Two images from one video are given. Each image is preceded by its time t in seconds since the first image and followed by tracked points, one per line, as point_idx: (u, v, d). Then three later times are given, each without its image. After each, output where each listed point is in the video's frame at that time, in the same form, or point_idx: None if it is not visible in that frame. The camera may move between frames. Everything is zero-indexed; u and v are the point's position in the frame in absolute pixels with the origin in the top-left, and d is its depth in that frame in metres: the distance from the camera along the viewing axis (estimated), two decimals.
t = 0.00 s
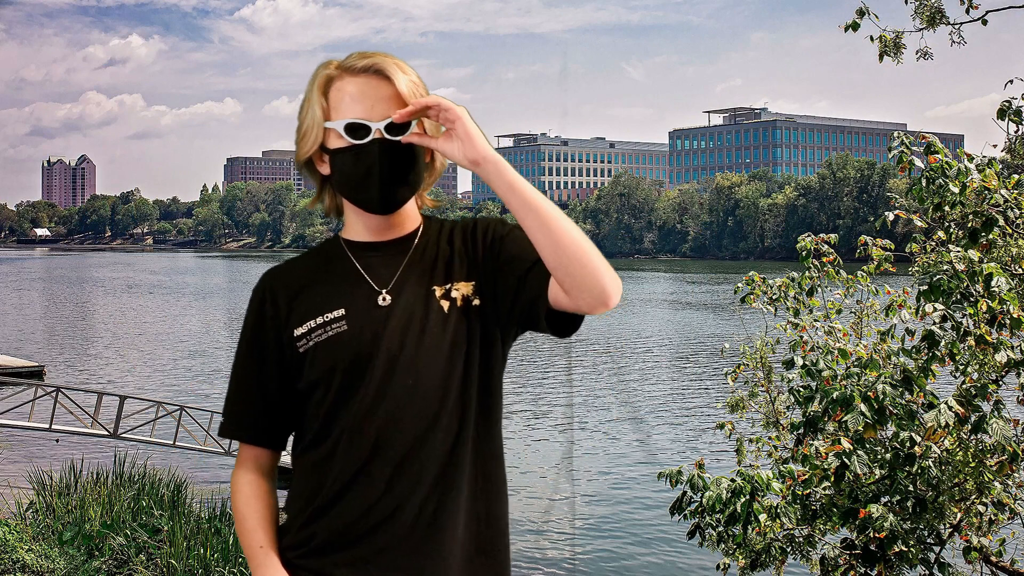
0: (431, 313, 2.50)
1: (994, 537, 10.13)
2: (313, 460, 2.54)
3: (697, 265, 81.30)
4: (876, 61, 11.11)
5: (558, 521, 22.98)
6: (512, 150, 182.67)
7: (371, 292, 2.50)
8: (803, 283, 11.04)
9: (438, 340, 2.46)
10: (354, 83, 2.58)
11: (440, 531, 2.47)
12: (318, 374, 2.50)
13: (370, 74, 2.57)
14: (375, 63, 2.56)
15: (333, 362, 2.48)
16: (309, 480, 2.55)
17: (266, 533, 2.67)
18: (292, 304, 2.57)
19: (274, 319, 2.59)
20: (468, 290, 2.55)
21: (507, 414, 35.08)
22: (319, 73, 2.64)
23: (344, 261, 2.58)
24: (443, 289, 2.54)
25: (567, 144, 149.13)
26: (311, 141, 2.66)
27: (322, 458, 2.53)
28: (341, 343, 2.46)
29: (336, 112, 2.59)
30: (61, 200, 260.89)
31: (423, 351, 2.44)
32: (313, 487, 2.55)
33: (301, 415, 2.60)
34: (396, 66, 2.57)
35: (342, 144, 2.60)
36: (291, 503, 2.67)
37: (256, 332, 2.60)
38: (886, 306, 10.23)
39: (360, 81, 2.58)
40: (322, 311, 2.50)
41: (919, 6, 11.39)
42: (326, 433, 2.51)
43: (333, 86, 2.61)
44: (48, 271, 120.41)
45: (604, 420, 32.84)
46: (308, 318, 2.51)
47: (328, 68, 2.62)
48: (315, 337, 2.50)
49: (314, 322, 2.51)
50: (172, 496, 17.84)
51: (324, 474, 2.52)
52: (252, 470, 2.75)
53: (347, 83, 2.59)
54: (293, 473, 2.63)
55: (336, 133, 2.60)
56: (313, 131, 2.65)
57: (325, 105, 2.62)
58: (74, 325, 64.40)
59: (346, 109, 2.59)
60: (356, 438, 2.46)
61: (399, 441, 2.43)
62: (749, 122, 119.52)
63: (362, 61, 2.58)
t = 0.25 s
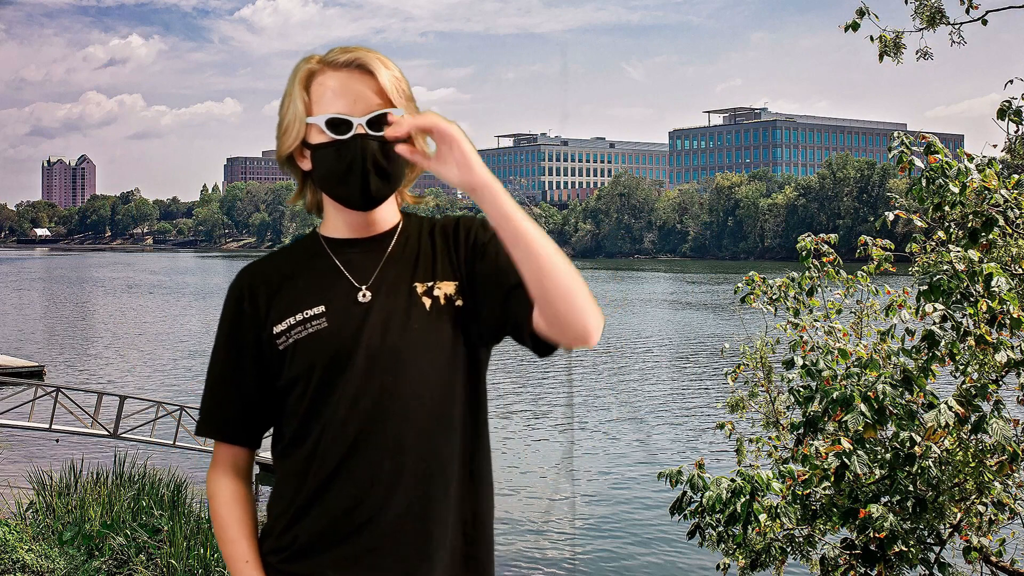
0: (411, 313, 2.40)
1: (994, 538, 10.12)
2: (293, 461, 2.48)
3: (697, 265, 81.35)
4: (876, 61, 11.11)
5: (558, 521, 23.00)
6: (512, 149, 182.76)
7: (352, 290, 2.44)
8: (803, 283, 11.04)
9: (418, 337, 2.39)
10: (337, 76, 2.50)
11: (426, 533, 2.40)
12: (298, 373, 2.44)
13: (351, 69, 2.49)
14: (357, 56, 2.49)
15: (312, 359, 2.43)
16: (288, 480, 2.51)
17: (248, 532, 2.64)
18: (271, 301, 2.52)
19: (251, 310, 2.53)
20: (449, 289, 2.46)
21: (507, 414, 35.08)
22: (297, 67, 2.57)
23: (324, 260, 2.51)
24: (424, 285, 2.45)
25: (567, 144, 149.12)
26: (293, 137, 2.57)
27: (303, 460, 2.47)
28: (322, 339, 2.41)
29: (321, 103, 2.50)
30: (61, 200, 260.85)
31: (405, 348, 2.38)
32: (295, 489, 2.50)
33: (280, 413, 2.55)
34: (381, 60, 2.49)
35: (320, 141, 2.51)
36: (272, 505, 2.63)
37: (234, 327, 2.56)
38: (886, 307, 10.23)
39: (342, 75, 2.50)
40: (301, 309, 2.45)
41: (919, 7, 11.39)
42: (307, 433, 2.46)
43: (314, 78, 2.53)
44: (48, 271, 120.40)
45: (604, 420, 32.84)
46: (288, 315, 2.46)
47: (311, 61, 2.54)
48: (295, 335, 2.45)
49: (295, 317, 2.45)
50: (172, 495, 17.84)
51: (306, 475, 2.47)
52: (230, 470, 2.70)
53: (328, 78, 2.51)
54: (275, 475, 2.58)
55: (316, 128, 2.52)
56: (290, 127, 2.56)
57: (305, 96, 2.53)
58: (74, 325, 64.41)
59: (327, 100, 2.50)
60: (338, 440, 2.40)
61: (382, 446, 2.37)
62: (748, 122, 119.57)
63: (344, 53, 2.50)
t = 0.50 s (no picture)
0: (401, 315, 2.41)
1: (994, 537, 10.12)
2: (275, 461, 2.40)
3: (697, 265, 81.35)
4: (876, 61, 11.11)
5: (558, 520, 23.01)
6: (511, 149, 182.75)
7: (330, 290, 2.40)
8: (803, 283, 11.03)
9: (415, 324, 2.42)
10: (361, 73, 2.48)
11: (431, 530, 2.42)
12: (282, 371, 2.37)
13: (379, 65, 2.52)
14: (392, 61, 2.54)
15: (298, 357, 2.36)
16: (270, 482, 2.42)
17: (215, 551, 2.49)
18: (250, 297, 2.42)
19: (224, 304, 2.44)
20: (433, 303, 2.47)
21: (507, 414, 35.08)
22: (288, 59, 2.49)
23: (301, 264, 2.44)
24: (410, 297, 2.44)
25: (567, 144, 149.24)
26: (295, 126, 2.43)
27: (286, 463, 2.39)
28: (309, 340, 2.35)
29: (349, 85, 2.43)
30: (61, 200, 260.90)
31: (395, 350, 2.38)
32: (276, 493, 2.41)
33: (260, 419, 2.46)
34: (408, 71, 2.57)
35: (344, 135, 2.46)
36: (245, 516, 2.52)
37: (204, 326, 2.45)
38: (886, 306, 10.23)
39: (369, 67, 2.49)
40: (280, 310, 2.38)
41: (920, 6, 11.39)
42: (293, 433, 2.38)
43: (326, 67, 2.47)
44: (48, 271, 120.39)
45: (604, 420, 32.86)
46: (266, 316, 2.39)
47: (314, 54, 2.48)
48: (272, 338, 2.37)
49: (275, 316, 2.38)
50: (172, 495, 17.85)
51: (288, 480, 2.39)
52: (196, 474, 2.53)
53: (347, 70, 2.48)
54: (254, 483, 2.50)
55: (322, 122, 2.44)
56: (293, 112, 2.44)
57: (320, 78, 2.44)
58: (74, 325, 64.42)
59: (357, 85, 2.46)
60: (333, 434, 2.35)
61: (378, 440, 2.37)
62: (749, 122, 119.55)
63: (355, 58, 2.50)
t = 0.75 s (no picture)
0: (406, 319, 2.43)
1: (994, 538, 10.11)
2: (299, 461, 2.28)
3: (697, 265, 81.34)
4: (876, 61, 11.10)
5: (558, 520, 23.03)
6: (511, 149, 182.79)
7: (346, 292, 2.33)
8: (803, 283, 11.02)
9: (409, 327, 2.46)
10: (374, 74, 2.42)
11: (428, 524, 2.48)
12: (307, 375, 2.24)
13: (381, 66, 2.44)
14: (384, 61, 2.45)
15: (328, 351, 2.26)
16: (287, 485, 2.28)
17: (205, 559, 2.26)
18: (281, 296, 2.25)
19: (249, 308, 2.22)
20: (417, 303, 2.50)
21: (507, 414, 35.09)
22: (292, 56, 2.37)
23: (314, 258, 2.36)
24: (405, 301, 2.47)
25: (567, 144, 149.25)
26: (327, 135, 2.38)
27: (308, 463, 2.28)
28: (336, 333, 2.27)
29: (375, 85, 2.36)
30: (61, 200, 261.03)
31: (404, 355, 2.41)
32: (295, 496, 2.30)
33: (269, 423, 2.28)
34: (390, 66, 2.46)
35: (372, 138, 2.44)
36: (244, 522, 2.37)
37: (218, 328, 2.22)
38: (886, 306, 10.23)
39: (382, 64, 2.41)
40: (305, 310, 2.25)
41: (919, 6, 11.39)
42: (314, 436, 2.27)
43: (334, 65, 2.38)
44: (48, 271, 120.43)
45: (604, 420, 32.87)
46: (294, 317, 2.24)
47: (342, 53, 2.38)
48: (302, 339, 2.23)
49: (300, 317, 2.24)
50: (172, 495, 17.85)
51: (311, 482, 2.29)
52: (191, 476, 2.27)
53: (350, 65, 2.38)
54: (252, 483, 2.33)
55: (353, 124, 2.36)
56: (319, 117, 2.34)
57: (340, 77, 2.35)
58: (74, 325, 64.42)
59: (382, 83, 2.39)
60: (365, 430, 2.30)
61: (390, 444, 2.36)
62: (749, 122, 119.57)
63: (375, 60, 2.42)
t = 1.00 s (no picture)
0: (408, 313, 2.46)
1: (994, 538, 10.10)
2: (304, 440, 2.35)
3: (697, 265, 81.26)
4: (877, 60, 11.10)
5: (558, 520, 23.04)
6: (512, 149, 182.58)
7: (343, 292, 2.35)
8: (803, 283, 11.03)
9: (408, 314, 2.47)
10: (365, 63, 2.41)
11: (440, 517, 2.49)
12: (327, 368, 2.25)
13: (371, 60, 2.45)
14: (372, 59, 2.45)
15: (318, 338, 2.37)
16: (307, 491, 2.28)
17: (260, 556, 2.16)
18: (294, 294, 2.24)
19: (268, 305, 2.21)
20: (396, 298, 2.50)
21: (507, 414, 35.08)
22: (290, 54, 2.37)
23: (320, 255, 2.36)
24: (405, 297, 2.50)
25: (567, 144, 149.20)
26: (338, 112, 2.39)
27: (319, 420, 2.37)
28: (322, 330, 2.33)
29: (374, 80, 2.37)
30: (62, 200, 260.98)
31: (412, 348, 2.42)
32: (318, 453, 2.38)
33: (291, 429, 2.28)
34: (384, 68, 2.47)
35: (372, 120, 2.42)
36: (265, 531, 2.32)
37: (241, 330, 2.18)
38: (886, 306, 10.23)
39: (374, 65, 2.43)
40: (319, 307, 2.25)
41: (920, 6, 11.38)
42: (335, 435, 2.27)
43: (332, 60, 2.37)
44: (48, 271, 120.39)
45: (604, 420, 32.87)
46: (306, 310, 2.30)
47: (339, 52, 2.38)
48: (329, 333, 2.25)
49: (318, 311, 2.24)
50: (172, 495, 17.84)
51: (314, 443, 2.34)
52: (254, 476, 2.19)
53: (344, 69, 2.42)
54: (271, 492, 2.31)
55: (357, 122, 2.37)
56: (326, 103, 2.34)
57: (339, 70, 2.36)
58: (74, 325, 64.41)
59: (378, 80, 2.40)
60: (378, 431, 2.31)
61: (404, 441, 2.37)
62: (749, 122, 119.54)
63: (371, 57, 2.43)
